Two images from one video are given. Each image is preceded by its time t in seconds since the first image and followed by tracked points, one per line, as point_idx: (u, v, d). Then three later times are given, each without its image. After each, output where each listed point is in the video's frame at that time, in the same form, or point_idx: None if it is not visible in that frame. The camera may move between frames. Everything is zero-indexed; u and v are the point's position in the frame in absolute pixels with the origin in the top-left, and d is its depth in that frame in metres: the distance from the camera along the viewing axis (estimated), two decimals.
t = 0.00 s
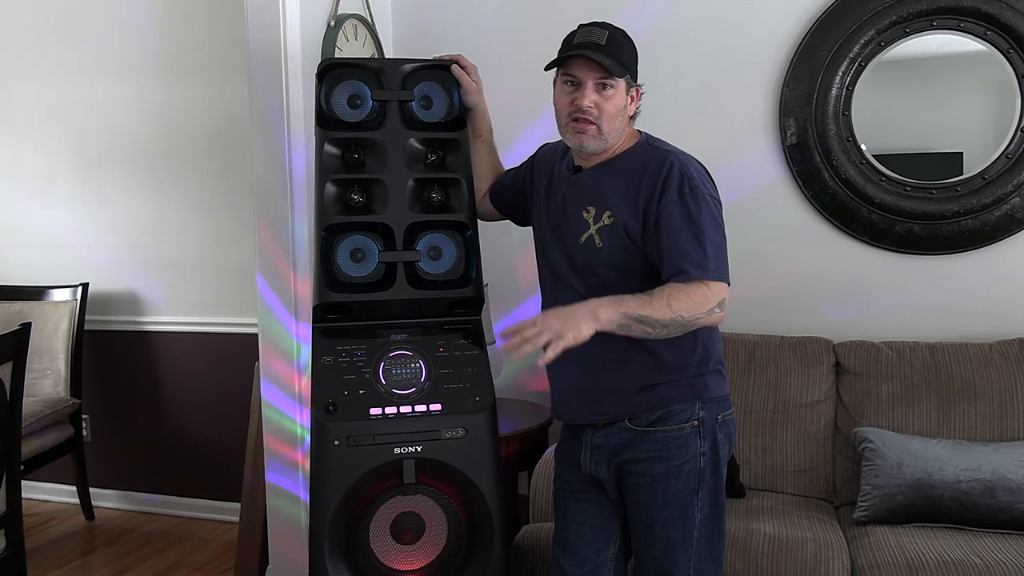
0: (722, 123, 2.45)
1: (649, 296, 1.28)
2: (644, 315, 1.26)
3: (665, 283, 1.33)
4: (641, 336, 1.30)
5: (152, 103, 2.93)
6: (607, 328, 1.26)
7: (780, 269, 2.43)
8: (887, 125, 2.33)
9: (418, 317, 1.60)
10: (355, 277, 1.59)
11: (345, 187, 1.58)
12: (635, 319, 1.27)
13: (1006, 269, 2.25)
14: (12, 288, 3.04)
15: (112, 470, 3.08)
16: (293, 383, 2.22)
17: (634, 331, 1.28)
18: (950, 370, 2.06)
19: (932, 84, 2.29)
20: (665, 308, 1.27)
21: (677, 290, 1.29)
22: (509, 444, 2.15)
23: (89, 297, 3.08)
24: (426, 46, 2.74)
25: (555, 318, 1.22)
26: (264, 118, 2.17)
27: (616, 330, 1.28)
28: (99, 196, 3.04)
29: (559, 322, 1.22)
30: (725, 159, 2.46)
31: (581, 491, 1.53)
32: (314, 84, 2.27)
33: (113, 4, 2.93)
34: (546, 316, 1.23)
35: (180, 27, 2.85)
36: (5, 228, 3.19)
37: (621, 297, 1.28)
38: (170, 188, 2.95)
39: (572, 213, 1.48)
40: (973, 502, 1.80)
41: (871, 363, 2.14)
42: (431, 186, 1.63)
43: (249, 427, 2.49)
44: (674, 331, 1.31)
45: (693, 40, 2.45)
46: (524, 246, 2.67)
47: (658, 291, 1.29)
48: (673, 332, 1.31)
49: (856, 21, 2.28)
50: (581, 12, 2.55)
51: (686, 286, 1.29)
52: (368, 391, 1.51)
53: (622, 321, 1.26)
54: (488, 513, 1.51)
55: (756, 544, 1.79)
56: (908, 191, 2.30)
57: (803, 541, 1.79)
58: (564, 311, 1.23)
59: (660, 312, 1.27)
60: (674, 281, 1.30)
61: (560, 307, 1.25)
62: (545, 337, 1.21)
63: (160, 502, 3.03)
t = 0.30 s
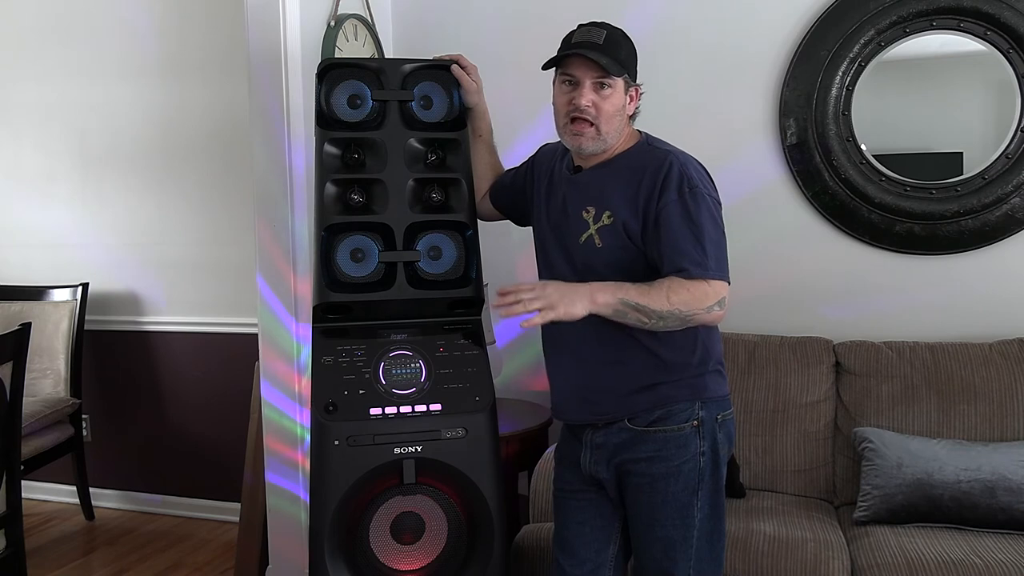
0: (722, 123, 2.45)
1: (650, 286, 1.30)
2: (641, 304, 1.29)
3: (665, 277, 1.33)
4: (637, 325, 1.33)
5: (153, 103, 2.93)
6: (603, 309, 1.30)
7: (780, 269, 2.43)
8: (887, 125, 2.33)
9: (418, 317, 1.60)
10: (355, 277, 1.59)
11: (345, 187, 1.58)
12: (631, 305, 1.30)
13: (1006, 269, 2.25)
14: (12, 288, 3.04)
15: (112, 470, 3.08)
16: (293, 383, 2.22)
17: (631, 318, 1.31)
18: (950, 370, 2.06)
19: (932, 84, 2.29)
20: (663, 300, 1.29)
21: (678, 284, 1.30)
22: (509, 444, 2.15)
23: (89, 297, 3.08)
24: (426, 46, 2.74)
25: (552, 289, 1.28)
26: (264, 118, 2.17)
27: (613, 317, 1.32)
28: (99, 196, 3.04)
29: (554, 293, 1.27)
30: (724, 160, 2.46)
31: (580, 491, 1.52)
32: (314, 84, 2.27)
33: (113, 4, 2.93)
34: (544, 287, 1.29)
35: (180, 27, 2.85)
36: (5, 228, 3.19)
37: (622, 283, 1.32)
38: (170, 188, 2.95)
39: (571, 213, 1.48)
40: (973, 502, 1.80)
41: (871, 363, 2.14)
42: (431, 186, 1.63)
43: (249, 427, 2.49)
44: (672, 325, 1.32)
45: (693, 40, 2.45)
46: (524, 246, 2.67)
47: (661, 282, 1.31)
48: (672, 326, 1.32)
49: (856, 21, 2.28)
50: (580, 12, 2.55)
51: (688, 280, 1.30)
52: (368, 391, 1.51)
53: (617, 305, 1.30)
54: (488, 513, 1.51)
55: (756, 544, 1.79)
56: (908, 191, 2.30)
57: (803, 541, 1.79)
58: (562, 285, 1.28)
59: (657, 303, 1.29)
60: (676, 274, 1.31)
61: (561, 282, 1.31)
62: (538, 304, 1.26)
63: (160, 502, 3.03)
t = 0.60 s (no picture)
0: (723, 123, 2.45)
1: (663, 298, 1.27)
2: (662, 318, 1.25)
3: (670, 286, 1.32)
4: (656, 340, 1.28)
5: (153, 103, 2.93)
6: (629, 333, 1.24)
7: (781, 269, 2.43)
8: (887, 125, 2.33)
9: (418, 317, 1.60)
10: (355, 277, 1.59)
11: (345, 187, 1.58)
12: (654, 322, 1.25)
13: (1005, 269, 2.25)
14: (12, 288, 3.04)
15: (112, 470, 3.08)
16: (293, 383, 2.22)
17: (652, 334, 1.27)
18: (951, 370, 2.06)
19: (932, 84, 2.29)
20: (680, 309, 1.27)
21: (688, 290, 1.29)
22: (509, 444, 2.14)
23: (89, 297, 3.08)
24: (426, 46, 2.74)
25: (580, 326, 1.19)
26: (264, 118, 2.17)
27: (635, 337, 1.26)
28: (99, 195, 3.04)
29: (585, 330, 1.19)
30: (724, 160, 2.46)
31: (580, 491, 1.52)
32: (314, 84, 2.27)
33: (113, 4, 2.93)
34: (571, 324, 1.20)
35: (180, 27, 2.85)
36: (4, 228, 3.19)
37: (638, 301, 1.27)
38: (170, 188, 2.95)
39: (571, 213, 1.48)
40: (973, 502, 1.80)
41: (871, 363, 2.14)
42: (431, 186, 1.63)
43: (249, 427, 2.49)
44: (685, 333, 1.30)
45: (693, 39, 2.45)
46: (524, 246, 2.67)
47: (671, 292, 1.29)
48: (685, 333, 1.30)
49: (856, 21, 2.28)
50: (580, 12, 2.55)
51: (696, 284, 1.29)
52: (368, 391, 1.51)
53: (643, 325, 1.24)
54: (488, 513, 1.51)
55: (756, 544, 1.79)
56: (908, 191, 2.30)
57: (803, 541, 1.79)
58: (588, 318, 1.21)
59: (676, 314, 1.27)
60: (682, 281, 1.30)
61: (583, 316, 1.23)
62: (574, 348, 1.17)
63: (160, 502, 3.03)
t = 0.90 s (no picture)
0: (723, 123, 2.45)
1: (673, 299, 1.26)
2: (675, 319, 1.24)
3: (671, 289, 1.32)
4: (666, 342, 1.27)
5: (152, 103, 2.93)
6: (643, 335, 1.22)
7: (781, 269, 2.43)
8: (887, 125, 2.33)
9: (418, 317, 1.60)
10: (355, 277, 1.59)
11: (345, 187, 1.58)
12: (668, 323, 1.24)
13: (1005, 269, 2.25)
14: (12, 288, 3.04)
15: (113, 470, 3.08)
16: (293, 383, 2.22)
17: (663, 336, 1.25)
18: (951, 370, 2.06)
19: (932, 84, 2.29)
20: (690, 310, 1.26)
21: (695, 290, 1.28)
22: (509, 443, 2.14)
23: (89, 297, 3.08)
24: (426, 46, 2.74)
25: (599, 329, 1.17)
26: (264, 118, 2.17)
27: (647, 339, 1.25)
28: (99, 195, 3.04)
29: (605, 333, 1.17)
30: (724, 160, 2.46)
31: (580, 491, 1.52)
32: (314, 84, 2.26)
33: (113, 4, 2.93)
34: (588, 327, 1.18)
35: (180, 27, 2.85)
36: (4, 228, 3.19)
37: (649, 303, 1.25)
38: (170, 188, 2.95)
39: (571, 213, 1.48)
40: (973, 502, 1.80)
41: (871, 363, 2.14)
42: (431, 186, 1.63)
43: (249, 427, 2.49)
44: (693, 334, 1.29)
45: (692, 39, 2.45)
46: (524, 246, 2.67)
47: (679, 293, 1.28)
48: (692, 334, 1.29)
49: (856, 21, 2.28)
50: (581, 11, 2.55)
51: (701, 285, 1.29)
52: (368, 391, 1.51)
53: (656, 326, 1.23)
54: (487, 513, 1.51)
55: (756, 544, 1.79)
56: (908, 191, 2.30)
57: (803, 541, 1.79)
58: (605, 321, 1.19)
59: (686, 315, 1.26)
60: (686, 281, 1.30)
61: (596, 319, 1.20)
62: (595, 351, 1.15)
63: (160, 502, 3.03)
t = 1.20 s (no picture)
0: (723, 123, 2.45)
1: (668, 307, 1.25)
2: (670, 327, 1.23)
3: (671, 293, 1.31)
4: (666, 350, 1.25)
5: (153, 103, 2.93)
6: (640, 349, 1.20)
7: (781, 269, 2.43)
8: (887, 125, 2.33)
9: (418, 317, 1.60)
10: (355, 277, 1.59)
11: (345, 187, 1.58)
12: (663, 334, 1.22)
13: (1005, 269, 2.25)
14: (12, 288, 3.04)
15: (113, 470, 3.08)
16: (293, 383, 2.22)
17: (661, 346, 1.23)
18: (951, 370, 2.06)
19: (932, 84, 2.29)
20: (686, 317, 1.25)
21: (691, 297, 1.27)
22: (509, 443, 2.14)
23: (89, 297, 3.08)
24: (426, 46, 2.74)
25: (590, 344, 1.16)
26: (264, 118, 2.17)
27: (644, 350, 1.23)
28: (99, 195, 3.04)
29: (596, 348, 1.15)
30: (724, 160, 2.46)
31: (580, 491, 1.52)
32: (314, 84, 2.26)
33: (113, 4, 2.93)
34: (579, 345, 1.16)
35: (180, 27, 2.85)
36: (4, 228, 3.19)
37: (644, 314, 1.23)
38: (170, 188, 2.95)
39: (570, 214, 1.48)
40: (973, 502, 1.80)
41: (871, 363, 2.14)
42: (431, 186, 1.63)
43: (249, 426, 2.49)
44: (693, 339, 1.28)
45: (692, 39, 2.45)
46: (524, 246, 2.67)
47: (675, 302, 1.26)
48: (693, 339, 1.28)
49: (856, 21, 2.28)
50: (581, 11, 2.55)
51: (698, 289, 1.28)
52: (368, 391, 1.51)
53: (652, 337, 1.21)
54: (487, 513, 1.51)
55: (756, 544, 1.79)
56: (908, 191, 2.30)
57: (803, 541, 1.79)
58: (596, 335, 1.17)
59: (682, 322, 1.24)
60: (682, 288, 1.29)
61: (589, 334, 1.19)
62: (586, 371, 1.13)
63: (160, 502, 3.03)
